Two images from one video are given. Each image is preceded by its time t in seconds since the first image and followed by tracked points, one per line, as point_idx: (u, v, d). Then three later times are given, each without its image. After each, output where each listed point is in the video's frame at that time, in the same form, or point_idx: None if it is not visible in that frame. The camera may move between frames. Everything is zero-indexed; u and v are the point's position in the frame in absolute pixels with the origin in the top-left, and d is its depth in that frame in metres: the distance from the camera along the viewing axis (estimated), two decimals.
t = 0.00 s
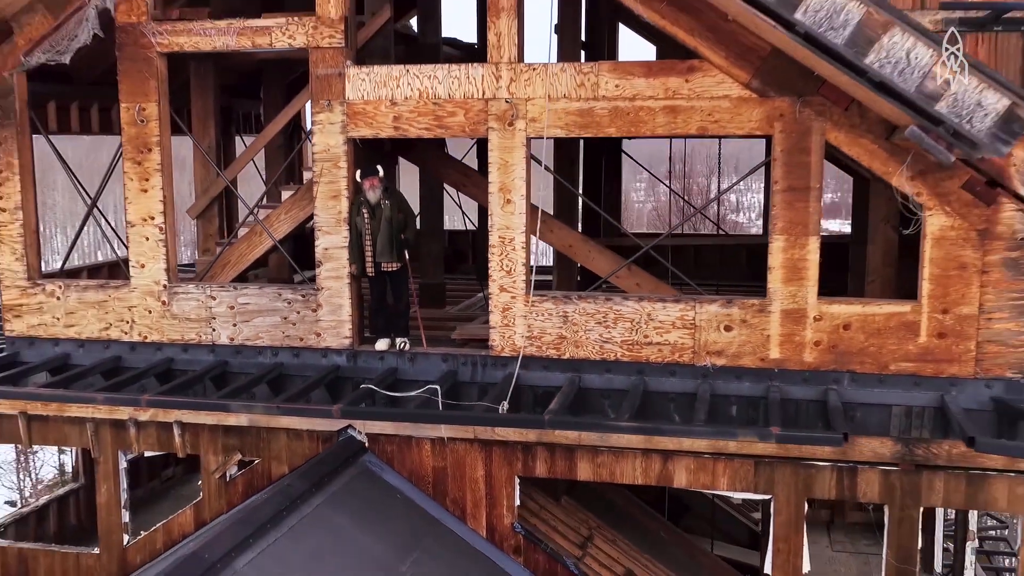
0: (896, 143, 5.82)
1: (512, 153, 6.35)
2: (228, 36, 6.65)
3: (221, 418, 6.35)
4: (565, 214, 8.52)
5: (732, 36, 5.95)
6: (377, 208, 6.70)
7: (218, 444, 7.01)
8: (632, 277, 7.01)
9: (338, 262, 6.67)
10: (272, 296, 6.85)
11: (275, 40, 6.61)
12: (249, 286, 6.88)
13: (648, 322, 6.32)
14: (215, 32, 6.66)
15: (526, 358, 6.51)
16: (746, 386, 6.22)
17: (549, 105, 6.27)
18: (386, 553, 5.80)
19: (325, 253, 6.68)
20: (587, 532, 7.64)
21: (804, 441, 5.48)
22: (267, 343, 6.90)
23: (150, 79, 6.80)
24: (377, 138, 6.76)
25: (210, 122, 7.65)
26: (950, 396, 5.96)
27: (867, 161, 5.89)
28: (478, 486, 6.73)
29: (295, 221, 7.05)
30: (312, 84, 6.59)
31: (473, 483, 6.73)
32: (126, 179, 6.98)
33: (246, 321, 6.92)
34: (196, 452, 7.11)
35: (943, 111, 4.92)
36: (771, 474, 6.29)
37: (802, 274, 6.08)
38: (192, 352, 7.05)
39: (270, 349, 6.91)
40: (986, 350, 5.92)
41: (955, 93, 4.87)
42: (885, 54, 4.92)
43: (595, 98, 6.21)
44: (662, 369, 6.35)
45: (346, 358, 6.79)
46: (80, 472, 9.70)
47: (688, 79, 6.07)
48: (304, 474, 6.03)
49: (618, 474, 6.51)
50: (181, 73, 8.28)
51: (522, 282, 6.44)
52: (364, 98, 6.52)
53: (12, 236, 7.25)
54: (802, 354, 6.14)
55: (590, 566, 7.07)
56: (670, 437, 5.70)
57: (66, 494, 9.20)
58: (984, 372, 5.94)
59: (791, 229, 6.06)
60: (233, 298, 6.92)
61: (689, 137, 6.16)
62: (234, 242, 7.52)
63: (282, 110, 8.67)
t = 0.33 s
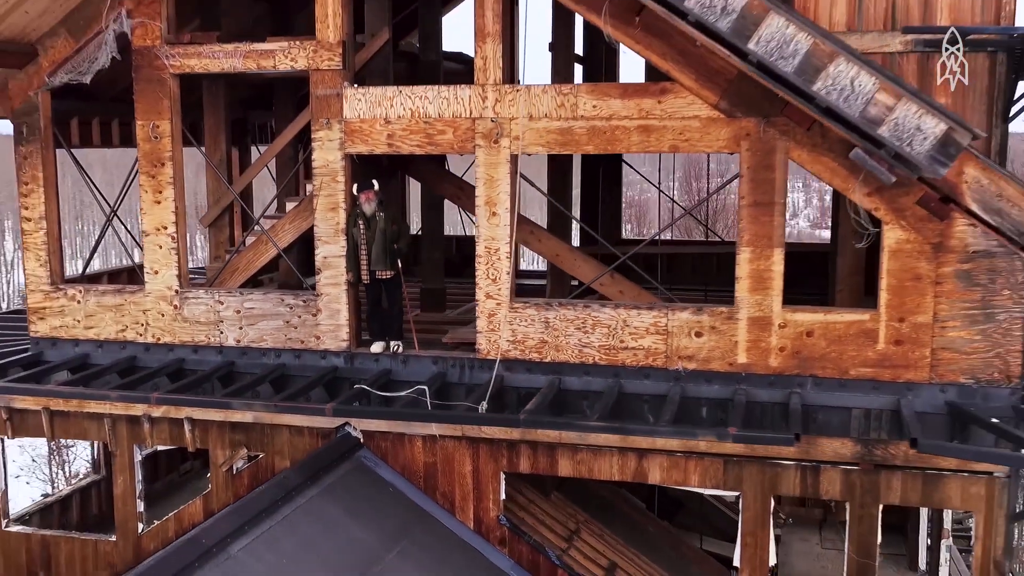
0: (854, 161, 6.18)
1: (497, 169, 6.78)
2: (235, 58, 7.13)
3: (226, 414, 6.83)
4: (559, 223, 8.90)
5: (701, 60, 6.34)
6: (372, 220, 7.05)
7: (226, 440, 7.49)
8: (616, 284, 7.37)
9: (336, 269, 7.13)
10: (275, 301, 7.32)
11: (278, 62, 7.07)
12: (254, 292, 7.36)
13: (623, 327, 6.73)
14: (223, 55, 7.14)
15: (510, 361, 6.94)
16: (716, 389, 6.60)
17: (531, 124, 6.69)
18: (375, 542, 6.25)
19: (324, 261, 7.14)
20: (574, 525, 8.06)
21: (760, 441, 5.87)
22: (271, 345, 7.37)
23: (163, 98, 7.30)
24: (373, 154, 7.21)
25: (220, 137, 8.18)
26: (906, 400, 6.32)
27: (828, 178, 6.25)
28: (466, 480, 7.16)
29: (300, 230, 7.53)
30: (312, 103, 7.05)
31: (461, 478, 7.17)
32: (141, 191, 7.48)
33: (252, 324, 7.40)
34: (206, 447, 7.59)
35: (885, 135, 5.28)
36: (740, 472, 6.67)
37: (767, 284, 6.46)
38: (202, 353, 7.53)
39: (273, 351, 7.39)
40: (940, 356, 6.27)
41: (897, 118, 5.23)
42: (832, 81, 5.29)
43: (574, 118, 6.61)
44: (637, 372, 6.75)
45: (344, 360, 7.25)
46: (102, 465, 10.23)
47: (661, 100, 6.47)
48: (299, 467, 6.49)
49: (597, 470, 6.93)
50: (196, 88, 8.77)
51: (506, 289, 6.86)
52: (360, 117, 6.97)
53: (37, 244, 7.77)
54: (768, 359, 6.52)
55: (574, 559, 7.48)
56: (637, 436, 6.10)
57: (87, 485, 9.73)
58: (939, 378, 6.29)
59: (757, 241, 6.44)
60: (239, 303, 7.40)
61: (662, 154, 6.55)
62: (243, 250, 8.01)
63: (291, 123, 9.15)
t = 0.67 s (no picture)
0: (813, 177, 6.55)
1: (481, 183, 7.21)
2: (239, 78, 7.61)
3: (227, 411, 7.32)
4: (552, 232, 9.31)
5: (671, 82, 6.73)
6: (365, 230, 7.60)
7: (230, 435, 7.97)
8: (597, 291, 7.76)
9: (332, 276, 7.59)
10: (275, 306, 7.80)
11: (279, 82, 7.54)
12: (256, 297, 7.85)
13: (599, 332, 7.14)
14: (228, 75, 7.62)
15: (493, 363, 7.37)
16: (685, 392, 6.99)
17: (512, 141, 7.11)
18: (362, 532, 6.71)
19: (321, 268, 7.61)
20: (560, 520, 8.49)
21: (718, 441, 6.26)
22: (272, 347, 7.85)
23: (173, 116, 7.80)
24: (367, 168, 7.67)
25: (229, 150, 8.68)
26: (864, 403, 6.68)
27: (789, 193, 6.63)
28: (452, 475, 7.59)
29: (302, 235, 7.98)
30: (311, 120, 7.52)
31: (448, 473, 7.60)
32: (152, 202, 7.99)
33: (255, 327, 7.88)
34: (212, 441, 8.08)
35: (831, 156, 5.65)
36: (708, 469, 7.06)
37: (733, 293, 6.84)
38: (208, 353, 8.03)
39: (274, 352, 7.86)
40: (895, 362, 6.63)
41: (841, 140, 5.60)
42: (781, 106, 5.68)
43: (553, 135, 7.03)
44: (612, 374, 7.15)
45: (340, 361, 7.71)
46: (120, 457, 10.78)
47: (633, 119, 6.87)
48: (293, 461, 6.96)
49: (575, 467, 7.34)
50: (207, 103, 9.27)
51: (489, 296, 7.29)
52: (354, 133, 7.43)
53: (57, 250, 8.31)
54: (734, 363, 6.90)
55: (557, 551, 7.90)
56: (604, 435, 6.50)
57: (106, 476, 10.29)
58: (895, 382, 6.64)
59: (724, 252, 6.83)
60: (243, 307, 7.89)
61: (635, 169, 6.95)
62: (249, 257, 8.50)
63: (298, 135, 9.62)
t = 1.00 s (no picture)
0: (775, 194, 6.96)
1: (469, 197, 7.70)
2: (245, 98, 8.16)
3: (233, 408, 7.87)
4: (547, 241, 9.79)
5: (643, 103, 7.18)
6: (363, 241, 8.15)
7: (238, 431, 8.53)
8: (582, 297, 8.22)
9: (331, 283, 8.12)
10: (279, 311, 8.34)
11: (283, 102, 8.08)
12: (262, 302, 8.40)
13: (578, 338, 7.60)
14: (236, 95, 8.17)
15: (480, 365, 7.85)
16: (658, 394, 7.43)
17: (497, 158, 7.60)
18: (353, 522, 7.22)
19: (321, 276, 8.14)
20: (549, 514, 8.96)
21: (681, 441, 6.69)
22: (277, 349, 8.39)
23: (185, 133, 8.36)
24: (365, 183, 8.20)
25: (240, 164, 9.25)
26: (824, 406, 7.08)
27: (753, 208, 7.05)
28: (443, 471, 8.09)
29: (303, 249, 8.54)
30: (312, 138, 8.04)
31: (439, 468, 8.10)
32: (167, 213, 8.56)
33: (261, 329, 8.43)
34: (222, 436, 8.64)
35: (780, 177, 6.06)
36: (680, 468, 7.49)
37: (702, 302, 7.27)
38: (218, 354, 8.59)
39: (278, 354, 8.40)
40: (854, 368, 7.02)
41: (789, 162, 6.01)
42: (734, 130, 6.10)
43: (535, 153, 7.50)
44: (590, 377, 7.61)
45: (339, 363, 8.24)
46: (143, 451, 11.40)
47: (609, 138, 7.33)
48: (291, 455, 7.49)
49: (556, 464, 7.79)
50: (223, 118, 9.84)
51: (476, 303, 7.78)
52: (352, 150, 7.95)
53: (80, 257, 8.92)
54: (703, 368, 7.33)
55: (545, 543, 8.35)
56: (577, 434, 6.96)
57: (129, 468, 10.93)
58: (853, 388, 7.04)
59: (693, 263, 7.26)
60: (250, 311, 8.45)
61: (611, 185, 7.40)
62: (258, 264, 9.06)
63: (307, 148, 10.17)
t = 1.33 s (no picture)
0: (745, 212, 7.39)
1: (461, 212, 8.19)
2: (256, 118, 8.72)
3: (241, 408, 8.43)
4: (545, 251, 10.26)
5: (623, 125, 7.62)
6: (364, 252, 8.72)
7: (249, 430, 9.09)
8: (571, 306, 8.65)
9: (333, 291, 8.64)
10: (287, 317, 8.90)
11: (290, 122, 8.63)
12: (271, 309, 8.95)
13: (562, 345, 8.07)
14: (247, 115, 8.73)
15: (472, 370, 8.34)
16: (637, 399, 7.88)
17: (488, 175, 8.08)
18: (348, 515, 7.74)
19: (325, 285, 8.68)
20: (542, 512, 9.43)
21: (651, 444, 7.13)
22: (284, 353, 8.94)
23: (200, 150, 8.93)
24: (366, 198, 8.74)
25: (254, 178, 9.81)
26: (791, 412, 7.48)
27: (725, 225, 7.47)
28: (438, 469, 8.59)
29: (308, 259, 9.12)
30: (316, 155, 8.58)
31: (434, 466, 8.60)
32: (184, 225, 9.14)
33: (270, 334, 8.98)
34: (234, 434, 9.21)
35: (740, 198, 6.47)
36: (658, 469, 7.93)
37: (678, 313, 7.71)
38: (230, 357, 9.16)
39: (285, 358, 8.95)
40: (819, 377, 7.42)
41: (748, 185, 6.39)
42: (697, 154, 6.53)
43: (522, 171, 7.98)
44: (574, 383, 8.07)
45: (342, 367, 8.76)
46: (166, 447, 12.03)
47: (591, 158, 7.79)
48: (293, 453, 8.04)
49: (542, 464, 8.27)
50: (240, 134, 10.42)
51: (468, 311, 8.28)
52: (354, 167, 8.48)
53: (104, 265, 9.54)
54: (678, 375, 7.77)
55: (535, 539, 8.82)
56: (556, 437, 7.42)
57: (152, 463, 11.58)
58: (819, 395, 7.43)
59: (669, 276, 7.70)
60: (259, 316, 9.01)
61: (593, 201, 7.85)
62: (269, 273, 9.62)
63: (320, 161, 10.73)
